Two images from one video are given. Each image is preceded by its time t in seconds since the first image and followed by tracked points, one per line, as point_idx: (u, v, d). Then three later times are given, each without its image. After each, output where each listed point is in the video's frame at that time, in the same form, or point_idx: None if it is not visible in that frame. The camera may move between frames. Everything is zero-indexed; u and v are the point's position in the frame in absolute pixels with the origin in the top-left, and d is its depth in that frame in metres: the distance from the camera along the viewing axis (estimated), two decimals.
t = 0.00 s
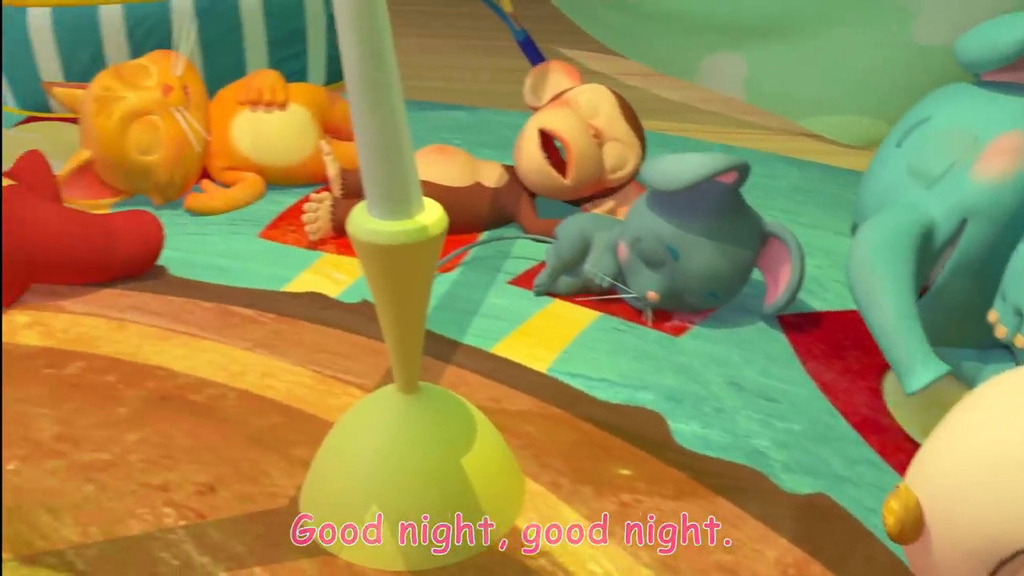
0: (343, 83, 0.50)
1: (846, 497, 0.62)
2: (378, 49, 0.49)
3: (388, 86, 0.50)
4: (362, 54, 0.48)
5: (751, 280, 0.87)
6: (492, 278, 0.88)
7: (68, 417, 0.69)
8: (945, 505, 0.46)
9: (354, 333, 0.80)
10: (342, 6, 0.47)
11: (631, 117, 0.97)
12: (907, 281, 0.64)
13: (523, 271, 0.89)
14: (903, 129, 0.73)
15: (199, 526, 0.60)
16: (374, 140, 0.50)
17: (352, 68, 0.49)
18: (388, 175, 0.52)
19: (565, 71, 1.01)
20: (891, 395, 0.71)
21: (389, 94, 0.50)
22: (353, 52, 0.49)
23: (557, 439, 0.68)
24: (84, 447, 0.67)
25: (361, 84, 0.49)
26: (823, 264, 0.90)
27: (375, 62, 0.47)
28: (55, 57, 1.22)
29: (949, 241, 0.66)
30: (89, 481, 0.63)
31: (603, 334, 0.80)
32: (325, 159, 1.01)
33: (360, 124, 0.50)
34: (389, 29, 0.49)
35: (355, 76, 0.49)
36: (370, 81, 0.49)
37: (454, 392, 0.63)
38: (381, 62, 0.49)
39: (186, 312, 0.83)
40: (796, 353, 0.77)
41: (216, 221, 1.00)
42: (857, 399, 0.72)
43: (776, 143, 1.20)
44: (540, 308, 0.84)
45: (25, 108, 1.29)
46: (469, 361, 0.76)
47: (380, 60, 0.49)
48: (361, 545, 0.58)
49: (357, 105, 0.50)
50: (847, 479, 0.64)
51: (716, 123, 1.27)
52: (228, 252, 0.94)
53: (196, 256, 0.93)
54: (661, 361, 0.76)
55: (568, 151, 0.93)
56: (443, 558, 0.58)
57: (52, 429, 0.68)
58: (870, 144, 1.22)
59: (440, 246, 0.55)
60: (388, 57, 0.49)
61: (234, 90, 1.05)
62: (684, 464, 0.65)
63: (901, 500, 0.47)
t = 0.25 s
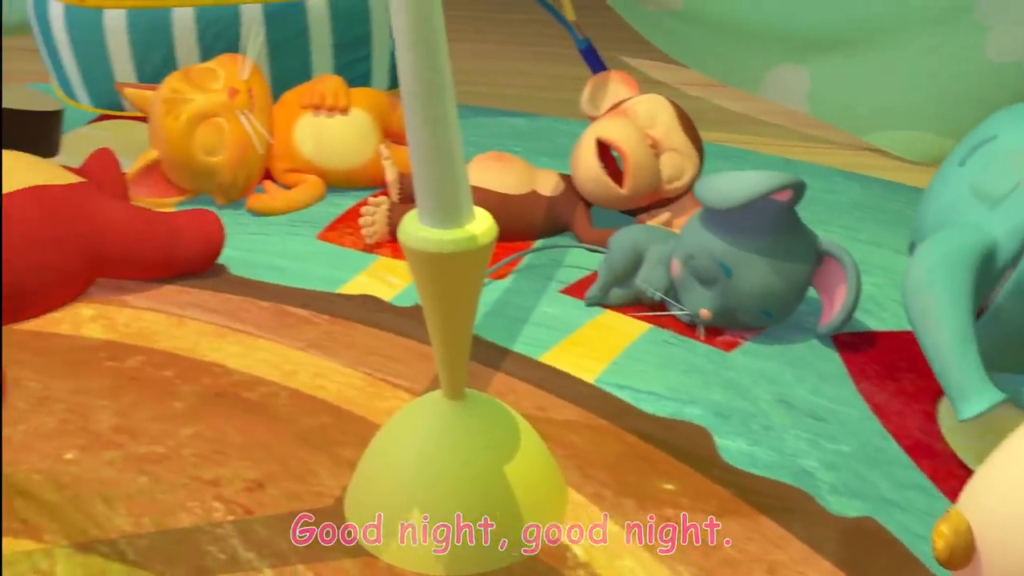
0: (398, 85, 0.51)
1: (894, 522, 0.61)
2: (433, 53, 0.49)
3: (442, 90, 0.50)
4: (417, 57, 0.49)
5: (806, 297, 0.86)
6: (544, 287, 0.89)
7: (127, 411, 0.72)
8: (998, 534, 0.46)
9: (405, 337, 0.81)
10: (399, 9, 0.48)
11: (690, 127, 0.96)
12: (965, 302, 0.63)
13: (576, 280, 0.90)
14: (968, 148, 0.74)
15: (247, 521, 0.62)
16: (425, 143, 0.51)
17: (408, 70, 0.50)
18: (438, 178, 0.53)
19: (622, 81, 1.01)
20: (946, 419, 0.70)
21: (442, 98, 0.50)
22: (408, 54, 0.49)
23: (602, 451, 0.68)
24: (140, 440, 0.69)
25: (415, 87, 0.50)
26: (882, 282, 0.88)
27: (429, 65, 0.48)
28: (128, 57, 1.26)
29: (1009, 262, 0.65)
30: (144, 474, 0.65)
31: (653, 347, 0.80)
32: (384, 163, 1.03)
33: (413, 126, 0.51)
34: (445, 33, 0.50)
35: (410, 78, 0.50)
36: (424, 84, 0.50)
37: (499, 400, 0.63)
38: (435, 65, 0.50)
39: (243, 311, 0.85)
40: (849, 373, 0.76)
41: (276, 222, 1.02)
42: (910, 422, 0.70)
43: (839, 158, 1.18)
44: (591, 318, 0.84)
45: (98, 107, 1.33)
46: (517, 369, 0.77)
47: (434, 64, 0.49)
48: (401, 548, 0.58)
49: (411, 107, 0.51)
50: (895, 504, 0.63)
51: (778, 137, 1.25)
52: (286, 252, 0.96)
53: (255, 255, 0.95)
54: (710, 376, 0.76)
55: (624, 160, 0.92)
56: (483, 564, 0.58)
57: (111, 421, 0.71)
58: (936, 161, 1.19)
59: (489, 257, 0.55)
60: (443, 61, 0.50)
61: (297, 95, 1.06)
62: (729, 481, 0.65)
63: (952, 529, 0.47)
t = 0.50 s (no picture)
0: (448, 90, 0.52)
1: (940, 547, 0.60)
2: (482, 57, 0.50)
3: (490, 93, 0.51)
4: (466, 60, 0.50)
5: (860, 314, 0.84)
6: (594, 296, 0.89)
7: (180, 404, 0.74)
8: None
9: (453, 341, 0.82)
10: (450, 13, 0.50)
11: (746, 141, 0.96)
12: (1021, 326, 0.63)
13: (626, 290, 0.90)
14: None
15: (290, 518, 0.63)
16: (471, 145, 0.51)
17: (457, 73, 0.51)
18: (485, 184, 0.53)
19: (678, 92, 1.01)
20: (999, 446, 0.68)
21: (490, 101, 0.51)
22: (458, 57, 0.51)
23: (644, 463, 0.68)
24: (191, 433, 0.71)
25: (464, 89, 0.51)
26: (940, 302, 0.87)
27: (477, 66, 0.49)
28: (195, 57, 1.29)
29: None
30: (193, 467, 0.67)
31: (701, 361, 0.79)
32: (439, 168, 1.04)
33: (460, 129, 0.52)
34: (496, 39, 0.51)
35: (460, 82, 0.51)
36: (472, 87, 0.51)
37: (541, 408, 0.63)
38: (484, 69, 0.51)
39: (296, 310, 0.87)
40: (900, 394, 0.75)
41: (331, 223, 1.03)
42: (962, 446, 0.69)
43: (901, 174, 1.16)
44: (639, 328, 0.84)
45: (166, 106, 1.37)
46: (563, 378, 0.77)
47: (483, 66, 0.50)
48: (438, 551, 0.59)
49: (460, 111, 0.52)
50: (942, 529, 0.62)
51: (839, 151, 1.24)
52: (340, 254, 0.97)
53: (310, 255, 0.97)
54: (757, 392, 0.75)
55: (678, 174, 0.92)
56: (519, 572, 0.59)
57: (164, 414, 0.73)
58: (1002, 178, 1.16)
59: (534, 266, 0.56)
60: (492, 64, 0.51)
61: (357, 98, 1.08)
62: (772, 499, 0.64)
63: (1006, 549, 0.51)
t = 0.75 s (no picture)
0: (494, 92, 0.52)
1: (983, 572, 0.59)
2: (528, 59, 0.50)
3: (535, 95, 0.51)
4: (512, 62, 0.51)
5: (910, 332, 0.83)
6: (639, 305, 0.89)
7: (228, 399, 0.76)
8: None
9: (497, 346, 0.83)
10: (496, 15, 0.50)
11: (798, 154, 0.95)
12: None
13: (672, 300, 0.89)
14: None
15: (328, 515, 0.64)
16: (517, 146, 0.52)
17: (503, 75, 0.51)
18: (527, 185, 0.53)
19: (731, 105, 1.00)
20: None
21: (534, 103, 0.51)
22: (504, 60, 0.51)
23: (683, 475, 0.67)
24: (237, 428, 0.72)
25: (509, 91, 0.51)
26: (995, 322, 0.85)
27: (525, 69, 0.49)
28: (257, 60, 1.32)
29: None
30: (237, 462, 0.69)
31: (746, 374, 0.79)
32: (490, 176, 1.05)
33: (505, 130, 0.52)
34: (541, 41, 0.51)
35: (506, 85, 0.51)
36: (518, 89, 0.51)
37: (580, 416, 0.64)
38: (529, 71, 0.51)
39: (344, 310, 0.88)
40: (949, 414, 0.73)
41: (383, 226, 1.05)
42: (1010, 470, 0.67)
43: (960, 190, 1.14)
44: (684, 339, 0.83)
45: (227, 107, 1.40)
46: (604, 387, 0.77)
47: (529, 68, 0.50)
48: (472, 555, 0.59)
49: (505, 113, 0.52)
50: (986, 554, 0.60)
51: (897, 165, 1.22)
52: (390, 256, 0.99)
53: (360, 257, 0.98)
54: (801, 407, 0.74)
55: (728, 190, 0.92)
56: None
57: (212, 409, 0.74)
58: None
59: (574, 274, 0.56)
60: (537, 66, 0.51)
61: (412, 102, 1.10)
62: (810, 516, 0.63)
63: None
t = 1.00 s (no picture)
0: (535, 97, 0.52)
1: None
2: (569, 64, 0.51)
3: (576, 101, 0.52)
4: (554, 67, 0.51)
5: (957, 349, 0.81)
6: (681, 314, 0.88)
7: (271, 395, 0.77)
8: None
9: (537, 351, 0.83)
10: (539, 21, 0.51)
11: (847, 168, 0.94)
12: None
13: (714, 310, 0.89)
14: None
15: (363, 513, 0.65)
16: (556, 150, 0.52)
17: (545, 80, 0.52)
18: (566, 190, 0.54)
19: (780, 118, 0.99)
20: None
21: (575, 109, 0.52)
22: (546, 65, 0.51)
23: (717, 486, 0.67)
24: (278, 424, 0.74)
25: (549, 96, 0.51)
26: None
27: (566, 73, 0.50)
28: (312, 62, 1.34)
29: None
30: (277, 457, 0.70)
31: (786, 387, 0.78)
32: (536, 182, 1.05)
33: (546, 134, 0.52)
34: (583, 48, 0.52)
35: (547, 90, 0.52)
36: (559, 94, 0.51)
37: (615, 424, 0.64)
38: (570, 76, 0.51)
39: (387, 311, 0.89)
40: (994, 434, 0.72)
41: (429, 228, 1.05)
42: None
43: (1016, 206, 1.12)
44: (724, 350, 0.83)
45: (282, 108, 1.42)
46: (642, 395, 0.77)
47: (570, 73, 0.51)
48: (501, 558, 0.60)
49: (546, 118, 0.52)
50: None
51: (951, 178, 1.20)
52: (434, 258, 0.99)
53: (405, 258, 0.99)
54: (841, 422, 0.74)
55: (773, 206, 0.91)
56: None
57: (255, 404, 0.76)
58: None
59: (611, 280, 0.56)
60: (578, 72, 0.51)
61: (462, 106, 1.11)
62: (846, 533, 0.63)
63: None
